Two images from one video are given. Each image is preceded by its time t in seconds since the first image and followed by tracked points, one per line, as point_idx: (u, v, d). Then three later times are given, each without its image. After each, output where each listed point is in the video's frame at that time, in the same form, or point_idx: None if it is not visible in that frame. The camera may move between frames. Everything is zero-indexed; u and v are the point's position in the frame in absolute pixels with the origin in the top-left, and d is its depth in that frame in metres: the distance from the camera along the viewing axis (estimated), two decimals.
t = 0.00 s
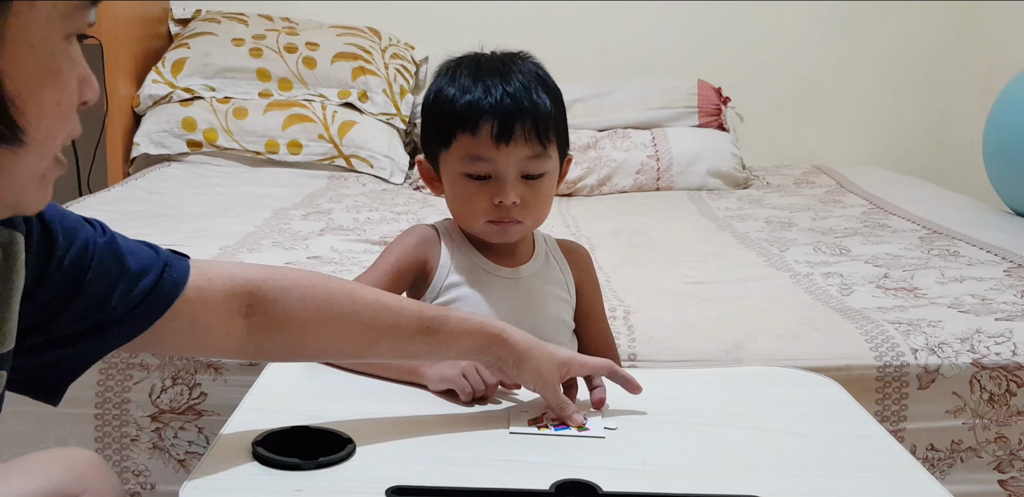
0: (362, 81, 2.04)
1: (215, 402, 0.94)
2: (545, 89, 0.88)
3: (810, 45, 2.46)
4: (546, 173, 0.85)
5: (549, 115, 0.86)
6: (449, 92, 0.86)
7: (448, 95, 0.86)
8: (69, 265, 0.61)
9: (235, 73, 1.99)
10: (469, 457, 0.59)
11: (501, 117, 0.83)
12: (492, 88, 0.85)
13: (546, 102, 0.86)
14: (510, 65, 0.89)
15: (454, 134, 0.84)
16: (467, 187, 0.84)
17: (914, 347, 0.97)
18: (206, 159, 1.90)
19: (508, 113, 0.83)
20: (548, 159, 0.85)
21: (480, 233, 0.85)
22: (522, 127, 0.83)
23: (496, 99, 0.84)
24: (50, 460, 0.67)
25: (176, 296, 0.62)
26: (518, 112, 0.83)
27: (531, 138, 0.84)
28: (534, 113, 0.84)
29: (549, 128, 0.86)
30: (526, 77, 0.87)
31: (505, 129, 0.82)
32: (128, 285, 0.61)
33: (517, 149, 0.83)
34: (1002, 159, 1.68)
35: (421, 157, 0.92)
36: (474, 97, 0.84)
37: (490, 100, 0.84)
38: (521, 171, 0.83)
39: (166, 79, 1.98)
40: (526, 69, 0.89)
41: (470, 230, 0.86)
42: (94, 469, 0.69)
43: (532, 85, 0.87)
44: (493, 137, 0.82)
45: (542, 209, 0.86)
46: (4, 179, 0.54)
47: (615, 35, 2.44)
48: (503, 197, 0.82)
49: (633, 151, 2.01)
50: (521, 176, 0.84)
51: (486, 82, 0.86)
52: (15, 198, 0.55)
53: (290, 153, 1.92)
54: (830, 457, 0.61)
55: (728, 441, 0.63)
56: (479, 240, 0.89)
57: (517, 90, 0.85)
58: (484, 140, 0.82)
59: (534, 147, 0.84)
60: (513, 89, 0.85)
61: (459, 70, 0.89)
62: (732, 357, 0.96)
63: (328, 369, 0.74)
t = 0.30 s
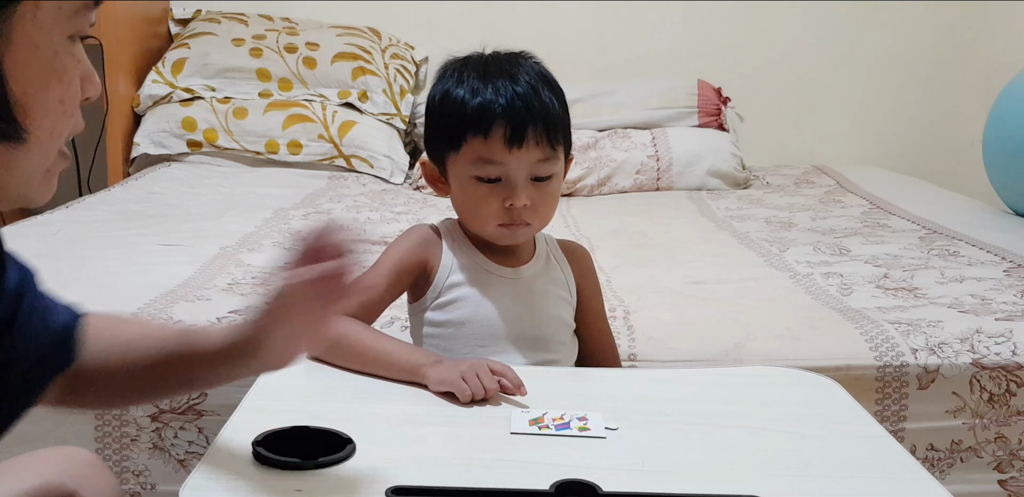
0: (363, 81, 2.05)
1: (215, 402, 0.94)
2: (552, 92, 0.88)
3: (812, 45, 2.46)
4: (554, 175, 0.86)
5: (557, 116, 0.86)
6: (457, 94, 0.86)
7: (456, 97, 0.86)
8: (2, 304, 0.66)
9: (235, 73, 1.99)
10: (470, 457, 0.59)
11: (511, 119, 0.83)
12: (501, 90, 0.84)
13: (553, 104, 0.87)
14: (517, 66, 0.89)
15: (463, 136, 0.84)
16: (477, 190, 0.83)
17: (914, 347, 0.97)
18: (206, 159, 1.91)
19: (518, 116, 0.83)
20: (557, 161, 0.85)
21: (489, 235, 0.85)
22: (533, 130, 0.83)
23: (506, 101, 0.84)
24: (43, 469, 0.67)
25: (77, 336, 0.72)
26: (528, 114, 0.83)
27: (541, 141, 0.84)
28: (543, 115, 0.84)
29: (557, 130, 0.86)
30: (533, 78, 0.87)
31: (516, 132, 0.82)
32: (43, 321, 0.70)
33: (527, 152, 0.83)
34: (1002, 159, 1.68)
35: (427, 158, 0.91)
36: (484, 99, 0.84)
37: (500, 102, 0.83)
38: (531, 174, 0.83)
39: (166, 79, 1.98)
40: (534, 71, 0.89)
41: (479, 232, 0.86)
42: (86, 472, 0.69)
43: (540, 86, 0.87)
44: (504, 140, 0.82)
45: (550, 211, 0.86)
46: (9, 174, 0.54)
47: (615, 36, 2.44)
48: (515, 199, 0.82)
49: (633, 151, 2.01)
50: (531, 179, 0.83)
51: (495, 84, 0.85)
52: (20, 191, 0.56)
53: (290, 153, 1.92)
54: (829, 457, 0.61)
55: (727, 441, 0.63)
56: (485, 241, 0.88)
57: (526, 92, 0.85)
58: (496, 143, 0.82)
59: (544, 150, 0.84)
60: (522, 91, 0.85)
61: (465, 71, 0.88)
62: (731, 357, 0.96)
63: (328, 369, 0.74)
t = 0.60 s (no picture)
0: (363, 81, 2.05)
1: (214, 402, 0.94)
2: (550, 92, 0.88)
3: (812, 45, 2.46)
4: (553, 176, 0.86)
5: (554, 117, 0.86)
6: (455, 95, 0.86)
7: (455, 98, 0.85)
8: None
9: (235, 73, 2.00)
10: (469, 456, 0.59)
11: (510, 121, 0.82)
12: (500, 91, 0.84)
13: (551, 104, 0.86)
14: (516, 66, 0.88)
15: (462, 138, 0.84)
16: (476, 192, 0.83)
17: (914, 347, 0.97)
18: (206, 159, 1.91)
19: (517, 117, 0.83)
20: (556, 162, 0.85)
21: (489, 237, 0.85)
22: (532, 132, 0.83)
23: (504, 102, 0.83)
24: (41, 470, 0.68)
25: None
26: (526, 115, 0.83)
27: (539, 142, 0.84)
28: (541, 116, 0.84)
29: (555, 131, 0.86)
30: (531, 79, 0.87)
31: (514, 133, 0.82)
32: None
33: (526, 154, 0.82)
34: (1003, 159, 1.68)
35: (427, 159, 0.91)
36: (482, 100, 0.84)
37: (498, 103, 0.83)
38: (530, 175, 0.83)
39: (166, 79, 1.98)
40: (532, 71, 0.88)
41: (478, 234, 0.86)
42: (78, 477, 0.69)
43: (538, 87, 0.87)
44: (503, 141, 0.82)
45: (549, 212, 0.86)
46: None
47: (615, 36, 2.44)
48: (514, 201, 0.82)
49: (633, 151, 2.01)
50: (530, 180, 0.83)
51: (494, 85, 0.85)
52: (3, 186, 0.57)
53: (290, 154, 1.92)
54: (828, 457, 0.61)
55: (727, 441, 0.63)
56: (485, 242, 0.89)
57: (524, 93, 0.85)
58: (494, 145, 0.82)
59: (542, 151, 0.84)
60: (520, 92, 0.85)
61: (464, 72, 0.88)
62: (731, 357, 0.96)
63: (329, 369, 0.74)
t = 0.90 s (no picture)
0: (362, 81, 2.05)
1: (214, 402, 0.94)
2: (549, 91, 0.88)
3: (811, 45, 2.46)
4: (553, 175, 0.86)
5: (554, 117, 0.86)
6: (455, 95, 0.86)
7: (454, 98, 0.85)
8: None
9: (235, 73, 1.99)
10: (468, 456, 0.59)
11: (509, 121, 0.82)
12: (499, 91, 0.84)
13: (551, 104, 0.86)
14: (515, 67, 0.88)
15: (462, 138, 0.84)
16: (476, 192, 0.83)
17: (914, 347, 0.97)
18: (206, 159, 1.91)
19: (516, 117, 0.83)
20: (555, 161, 0.85)
21: (488, 237, 0.85)
22: (530, 131, 0.83)
23: (504, 102, 0.83)
24: (39, 471, 0.68)
25: None
26: (525, 115, 0.83)
27: (538, 142, 0.84)
28: (540, 116, 0.84)
29: (555, 130, 0.86)
30: (530, 79, 0.87)
31: (514, 133, 0.82)
32: None
33: (526, 153, 0.82)
34: (1003, 159, 1.68)
35: (427, 159, 0.91)
36: (481, 100, 0.84)
37: (497, 103, 0.83)
38: (529, 175, 0.83)
39: (165, 79, 1.98)
40: (531, 72, 0.88)
41: (478, 234, 0.86)
42: (80, 475, 0.70)
43: (537, 87, 0.87)
44: (502, 141, 0.82)
45: (548, 212, 0.86)
46: (39, 178, 0.54)
47: (615, 36, 2.44)
48: (513, 201, 0.82)
49: (633, 151, 2.01)
50: (530, 180, 0.83)
51: (493, 85, 0.85)
52: (51, 194, 0.56)
53: (290, 153, 1.92)
54: (829, 457, 0.61)
55: (728, 441, 0.63)
56: (485, 242, 0.89)
57: (522, 93, 0.85)
58: (493, 145, 0.82)
59: (542, 151, 0.84)
60: (519, 92, 0.85)
61: (463, 72, 0.88)
62: (732, 357, 0.96)
63: (328, 369, 0.74)
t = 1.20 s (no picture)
0: (363, 81, 2.05)
1: (214, 402, 0.94)
2: (546, 90, 0.88)
3: (811, 46, 2.46)
4: (551, 175, 0.86)
5: (552, 116, 0.86)
6: (453, 95, 0.86)
7: (452, 98, 0.85)
8: None
9: (235, 74, 2.00)
10: (467, 456, 0.59)
11: (508, 121, 0.82)
12: (497, 90, 0.84)
13: (549, 104, 0.86)
14: (512, 67, 0.88)
15: (460, 138, 0.84)
16: (475, 193, 0.83)
17: (914, 347, 0.97)
18: (206, 159, 1.91)
19: (514, 117, 0.83)
20: (554, 161, 0.85)
21: (488, 237, 0.85)
22: (529, 131, 0.83)
23: (502, 101, 0.83)
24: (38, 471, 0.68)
25: None
26: (523, 114, 0.83)
27: (537, 141, 0.84)
28: (538, 115, 0.84)
29: (553, 130, 0.86)
30: (528, 78, 0.87)
31: (512, 133, 0.82)
32: None
33: (524, 153, 0.82)
34: (1003, 159, 1.68)
35: (426, 160, 0.91)
36: (479, 100, 0.84)
37: (495, 103, 0.83)
38: (528, 175, 0.83)
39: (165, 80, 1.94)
40: (529, 71, 0.88)
41: (478, 234, 0.86)
42: (81, 470, 0.70)
43: (535, 87, 0.86)
44: (501, 141, 0.82)
45: (547, 211, 0.86)
46: (91, 191, 0.53)
47: (615, 36, 2.44)
48: (513, 201, 0.82)
49: (633, 151, 2.01)
50: (529, 179, 0.83)
51: (491, 85, 0.85)
52: (98, 207, 0.55)
53: (290, 154, 1.92)
54: (828, 456, 0.61)
55: (727, 441, 0.63)
56: (485, 242, 0.89)
57: (520, 93, 0.85)
58: (492, 145, 0.82)
59: (541, 150, 0.84)
60: (517, 91, 0.85)
61: (461, 73, 0.88)
62: (731, 357, 0.96)
63: (328, 369, 0.74)
